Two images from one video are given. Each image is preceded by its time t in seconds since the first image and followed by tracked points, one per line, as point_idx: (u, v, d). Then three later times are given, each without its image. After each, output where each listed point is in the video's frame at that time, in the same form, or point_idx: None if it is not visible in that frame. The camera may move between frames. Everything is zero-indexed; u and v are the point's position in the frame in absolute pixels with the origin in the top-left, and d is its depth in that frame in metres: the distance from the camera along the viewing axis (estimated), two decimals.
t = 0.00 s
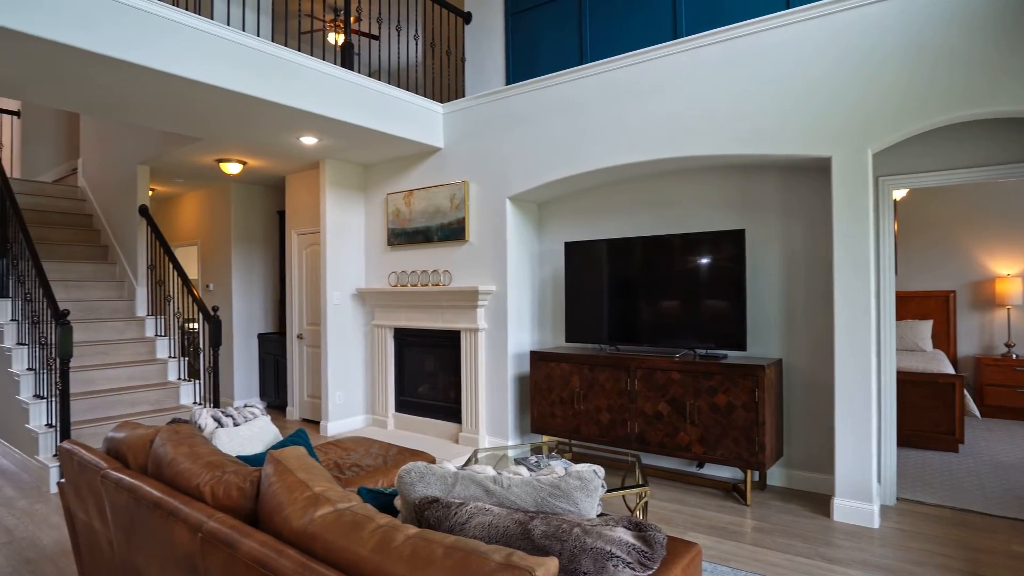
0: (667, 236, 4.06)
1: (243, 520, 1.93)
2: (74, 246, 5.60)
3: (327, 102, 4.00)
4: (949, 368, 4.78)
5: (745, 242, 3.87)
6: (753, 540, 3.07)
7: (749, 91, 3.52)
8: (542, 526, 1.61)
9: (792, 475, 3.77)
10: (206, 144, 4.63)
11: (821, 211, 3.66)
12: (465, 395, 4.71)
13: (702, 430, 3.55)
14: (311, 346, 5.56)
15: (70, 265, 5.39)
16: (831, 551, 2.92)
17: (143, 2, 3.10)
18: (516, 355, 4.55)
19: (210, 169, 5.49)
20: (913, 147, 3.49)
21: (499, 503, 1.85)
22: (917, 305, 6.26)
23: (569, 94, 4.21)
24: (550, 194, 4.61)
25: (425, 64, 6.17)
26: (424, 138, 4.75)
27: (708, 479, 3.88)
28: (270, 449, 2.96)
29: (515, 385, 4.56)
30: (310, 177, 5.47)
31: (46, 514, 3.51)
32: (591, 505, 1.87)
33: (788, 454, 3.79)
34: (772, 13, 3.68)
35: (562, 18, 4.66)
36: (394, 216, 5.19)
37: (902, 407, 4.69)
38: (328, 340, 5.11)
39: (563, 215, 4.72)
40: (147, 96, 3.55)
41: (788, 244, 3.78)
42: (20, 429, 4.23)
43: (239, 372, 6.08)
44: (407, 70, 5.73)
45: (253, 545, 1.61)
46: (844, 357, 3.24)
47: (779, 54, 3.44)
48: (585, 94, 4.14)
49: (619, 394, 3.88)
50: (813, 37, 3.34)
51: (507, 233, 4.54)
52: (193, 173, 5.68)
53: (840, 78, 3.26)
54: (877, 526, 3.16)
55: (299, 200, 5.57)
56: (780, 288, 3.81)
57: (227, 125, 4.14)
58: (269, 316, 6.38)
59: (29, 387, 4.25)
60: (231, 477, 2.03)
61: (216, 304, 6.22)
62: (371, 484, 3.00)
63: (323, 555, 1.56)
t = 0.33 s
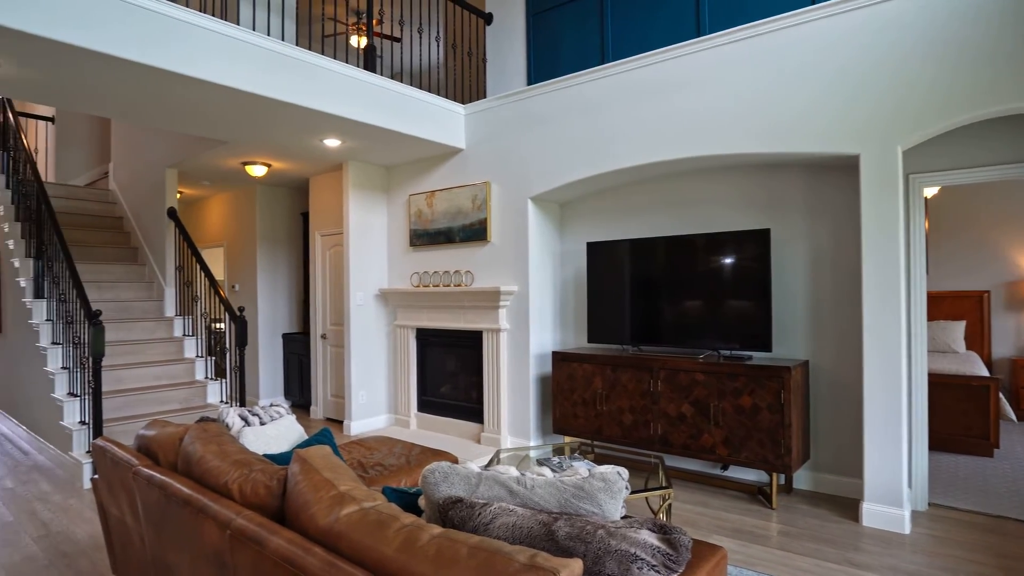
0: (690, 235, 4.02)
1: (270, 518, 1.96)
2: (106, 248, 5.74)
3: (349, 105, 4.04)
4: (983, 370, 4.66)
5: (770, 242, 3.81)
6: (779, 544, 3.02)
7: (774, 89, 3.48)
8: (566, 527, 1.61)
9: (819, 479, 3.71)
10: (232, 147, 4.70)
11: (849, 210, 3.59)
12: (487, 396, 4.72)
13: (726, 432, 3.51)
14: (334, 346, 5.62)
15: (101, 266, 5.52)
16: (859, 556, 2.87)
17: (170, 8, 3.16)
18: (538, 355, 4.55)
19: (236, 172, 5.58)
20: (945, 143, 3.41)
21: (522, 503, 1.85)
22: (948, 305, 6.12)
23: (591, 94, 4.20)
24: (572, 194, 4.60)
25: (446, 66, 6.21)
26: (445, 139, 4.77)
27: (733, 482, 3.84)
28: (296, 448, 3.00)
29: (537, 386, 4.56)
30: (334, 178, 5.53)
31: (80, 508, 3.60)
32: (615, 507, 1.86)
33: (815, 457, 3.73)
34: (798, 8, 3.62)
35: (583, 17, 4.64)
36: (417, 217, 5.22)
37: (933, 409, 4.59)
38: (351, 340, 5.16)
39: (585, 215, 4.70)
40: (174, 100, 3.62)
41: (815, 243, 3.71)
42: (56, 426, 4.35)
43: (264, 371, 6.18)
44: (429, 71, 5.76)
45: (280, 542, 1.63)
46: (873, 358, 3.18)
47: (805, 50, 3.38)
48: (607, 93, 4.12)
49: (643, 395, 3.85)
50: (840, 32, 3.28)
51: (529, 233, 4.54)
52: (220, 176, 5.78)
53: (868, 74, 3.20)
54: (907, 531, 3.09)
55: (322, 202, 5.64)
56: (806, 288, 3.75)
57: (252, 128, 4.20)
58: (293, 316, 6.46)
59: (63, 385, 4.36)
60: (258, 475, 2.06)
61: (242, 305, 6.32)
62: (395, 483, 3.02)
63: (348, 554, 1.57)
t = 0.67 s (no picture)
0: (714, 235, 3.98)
1: (297, 515, 1.98)
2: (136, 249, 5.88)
3: (372, 107, 4.07)
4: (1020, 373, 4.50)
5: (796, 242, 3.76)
6: (806, 549, 2.97)
7: (801, 85, 3.42)
8: (590, 529, 1.60)
9: (847, 483, 3.64)
10: (257, 149, 4.77)
11: (879, 209, 3.52)
12: (509, 396, 4.73)
13: (751, 434, 3.46)
14: (358, 345, 5.67)
15: (132, 267, 5.65)
16: (890, 563, 2.81)
17: (199, 15, 3.22)
18: (561, 356, 4.54)
19: (261, 173, 5.67)
20: (979, 141, 3.32)
21: (546, 504, 1.85)
22: (983, 307, 5.99)
23: (614, 93, 4.18)
24: (594, 194, 4.58)
25: (467, 67, 6.21)
26: (467, 140, 4.78)
27: (759, 485, 3.78)
28: (321, 446, 3.03)
29: (559, 387, 4.55)
30: (357, 179, 5.58)
31: (112, 503, 3.68)
32: (640, 509, 1.85)
33: (842, 461, 3.66)
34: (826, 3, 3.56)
35: (606, 16, 4.62)
36: (439, 217, 5.24)
37: (967, 413, 4.48)
38: (374, 340, 5.20)
39: (607, 215, 4.68)
40: (202, 104, 3.69)
41: (842, 243, 3.65)
42: (88, 423, 4.46)
43: (289, 370, 6.27)
44: (451, 72, 5.78)
45: (308, 539, 1.65)
46: (903, 360, 3.11)
47: (833, 45, 3.32)
48: (630, 93, 4.10)
49: (666, 396, 3.82)
50: (869, 28, 3.21)
51: (551, 233, 4.53)
52: (246, 178, 5.87)
53: (899, 70, 3.13)
54: (940, 538, 3.02)
55: (346, 203, 5.69)
56: (833, 289, 3.69)
57: (278, 130, 4.26)
58: (317, 316, 6.54)
59: (96, 382, 4.47)
60: (284, 473, 2.09)
61: (268, 305, 6.42)
62: (418, 482, 3.04)
63: (374, 552, 1.58)
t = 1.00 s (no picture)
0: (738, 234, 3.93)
1: (323, 513, 2.00)
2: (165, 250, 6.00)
3: (394, 108, 4.10)
4: None
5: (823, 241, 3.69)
6: (835, 553, 2.92)
7: (829, 81, 3.36)
8: (615, 530, 1.59)
9: (877, 487, 3.57)
10: (282, 151, 4.83)
11: (909, 207, 3.45)
12: (531, 397, 4.72)
13: (777, 436, 3.41)
14: (380, 345, 5.72)
15: (160, 267, 5.77)
16: (922, 570, 2.74)
17: (229, 20, 3.29)
18: (583, 356, 4.53)
19: (286, 175, 5.74)
20: (1015, 137, 3.23)
21: (571, 505, 1.84)
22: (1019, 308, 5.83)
23: (636, 91, 4.15)
24: (617, 194, 4.55)
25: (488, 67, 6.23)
26: (489, 140, 4.79)
27: (786, 488, 3.73)
28: (345, 445, 3.06)
29: (582, 387, 4.53)
30: (380, 181, 5.62)
31: (142, 499, 3.77)
32: (665, 511, 1.83)
33: (872, 464, 3.59)
34: None
35: (628, 14, 4.59)
36: (461, 217, 5.26)
37: (1003, 416, 4.35)
38: (397, 340, 5.24)
39: (630, 214, 4.65)
40: (229, 108, 3.75)
41: (871, 242, 3.58)
42: (120, 420, 4.56)
43: (313, 369, 6.35)
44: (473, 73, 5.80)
45: (334, 537, 1.67)
46: (936, 362, 3.04)
47: (862, 40, 3.26)
48: (653, 91, 4.07)
49: (690, 398, 3.78)
50: (899, 22, 3.14)
51: (573, 233, 4.52)
52: (271, 180, 5.95)
53: (930, 66, 3.06)
54: (974, 545, 2.94)
55: (369, 204, 5.74)
56: (862, 289, 3.61)
57: (302, 133, 4.31)
58: (340, 316, 6.61)
59: (127, 380, 4.58)
60: (310, 471, 2.12)
61: (292, 305, 6.50)
62: (441, 482, 3.05)
63: (399, 551, 1.59)
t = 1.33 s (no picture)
0: (763, 233, 3.88)
1: (347, 511, 2.02)
2: (191, 251, 6.11)
3: (416, 109, 4.11)
4: None
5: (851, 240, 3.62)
6: (863, 559, 2.86)
7: (857, 77, 3.29)
8: (639, 533, 1.57)
9: (906, 492, 3.49)
10: (306, 153, 4.89)
11: (941, 205, 3.37)
12: (553, 397, 4.72)
13: (803, 439, 3.36)
14: (402, 345, 5.76)
15: (187, 268, 5.88)
16: None
17: (258, 26, 3.35)
18: (605, 356, 4.51)
19: (309, 177, 5.81)
20: None
21: (595, 507, 1.83)
22: None
23: (658, 90, 4.12)
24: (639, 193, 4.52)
25: (509, 67, 6.23)
26: (510, 140, 4.79)
27: (812, 492, 3.67)
28: (368, 445, 3.08)
29: (603, 388, 4.51)
30: (401, 181, 5.66)
31: (171, 495, 3.84)
32: (690, 514, 1.81)
33: (901, 468, 3.52)
34: None
35: (651, 12, 4.56)
36: (482, 218, 5.27)
37: None
38: (420, 340, 5.27)
39: (652, 214, 4.62)
40: (253, 111, 3.81)
41: (901, 242, 3.50)
42: (148, 418, 4.66)
43: (336, 369, 6.42)
44: (494, 73, 5.81)
45: (359, 536, 1.68)
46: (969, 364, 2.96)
47: (891, 35, 3.18)
48: (675, 90, 4.03)
49: (713, 399, 3.74)
50: (929, 15, 3.07)
51: (595, 233, 4.50)
52: (295, 181, 6.03)
53: (962, 59, 2.98)
54: (1009, 553, 2.85)
55: (391, 204, 5.78)
56: (891, 289, 3.54)
57: (325, 135, 4.36)
58: (362, 316, 6.67)
59: (156, 379, 4.67)
60: (335, 470, 2.14)
61: (315, 305, 6.57)
62: (463, 482, 3.06)
63: (423, 551, 1.60)
